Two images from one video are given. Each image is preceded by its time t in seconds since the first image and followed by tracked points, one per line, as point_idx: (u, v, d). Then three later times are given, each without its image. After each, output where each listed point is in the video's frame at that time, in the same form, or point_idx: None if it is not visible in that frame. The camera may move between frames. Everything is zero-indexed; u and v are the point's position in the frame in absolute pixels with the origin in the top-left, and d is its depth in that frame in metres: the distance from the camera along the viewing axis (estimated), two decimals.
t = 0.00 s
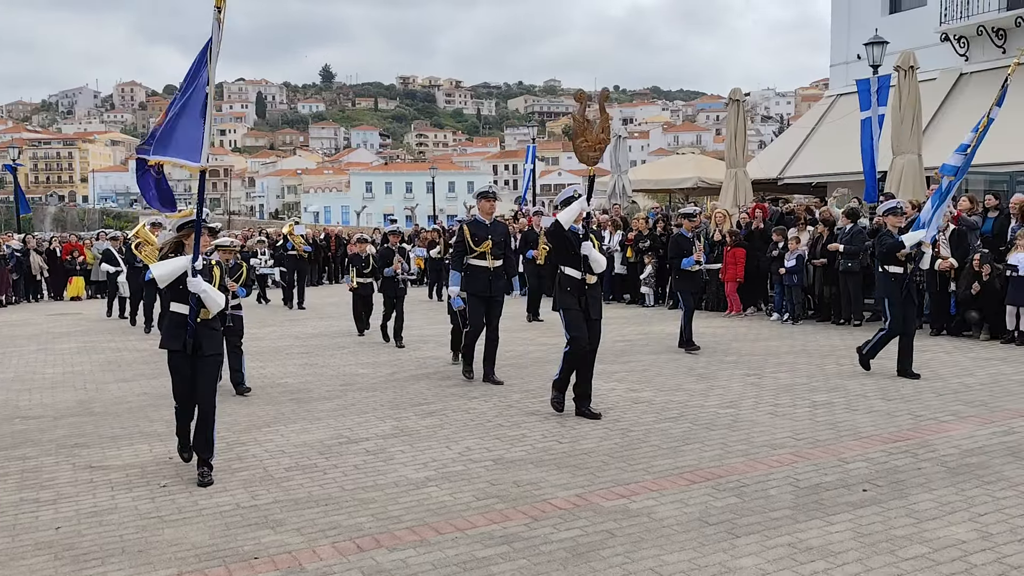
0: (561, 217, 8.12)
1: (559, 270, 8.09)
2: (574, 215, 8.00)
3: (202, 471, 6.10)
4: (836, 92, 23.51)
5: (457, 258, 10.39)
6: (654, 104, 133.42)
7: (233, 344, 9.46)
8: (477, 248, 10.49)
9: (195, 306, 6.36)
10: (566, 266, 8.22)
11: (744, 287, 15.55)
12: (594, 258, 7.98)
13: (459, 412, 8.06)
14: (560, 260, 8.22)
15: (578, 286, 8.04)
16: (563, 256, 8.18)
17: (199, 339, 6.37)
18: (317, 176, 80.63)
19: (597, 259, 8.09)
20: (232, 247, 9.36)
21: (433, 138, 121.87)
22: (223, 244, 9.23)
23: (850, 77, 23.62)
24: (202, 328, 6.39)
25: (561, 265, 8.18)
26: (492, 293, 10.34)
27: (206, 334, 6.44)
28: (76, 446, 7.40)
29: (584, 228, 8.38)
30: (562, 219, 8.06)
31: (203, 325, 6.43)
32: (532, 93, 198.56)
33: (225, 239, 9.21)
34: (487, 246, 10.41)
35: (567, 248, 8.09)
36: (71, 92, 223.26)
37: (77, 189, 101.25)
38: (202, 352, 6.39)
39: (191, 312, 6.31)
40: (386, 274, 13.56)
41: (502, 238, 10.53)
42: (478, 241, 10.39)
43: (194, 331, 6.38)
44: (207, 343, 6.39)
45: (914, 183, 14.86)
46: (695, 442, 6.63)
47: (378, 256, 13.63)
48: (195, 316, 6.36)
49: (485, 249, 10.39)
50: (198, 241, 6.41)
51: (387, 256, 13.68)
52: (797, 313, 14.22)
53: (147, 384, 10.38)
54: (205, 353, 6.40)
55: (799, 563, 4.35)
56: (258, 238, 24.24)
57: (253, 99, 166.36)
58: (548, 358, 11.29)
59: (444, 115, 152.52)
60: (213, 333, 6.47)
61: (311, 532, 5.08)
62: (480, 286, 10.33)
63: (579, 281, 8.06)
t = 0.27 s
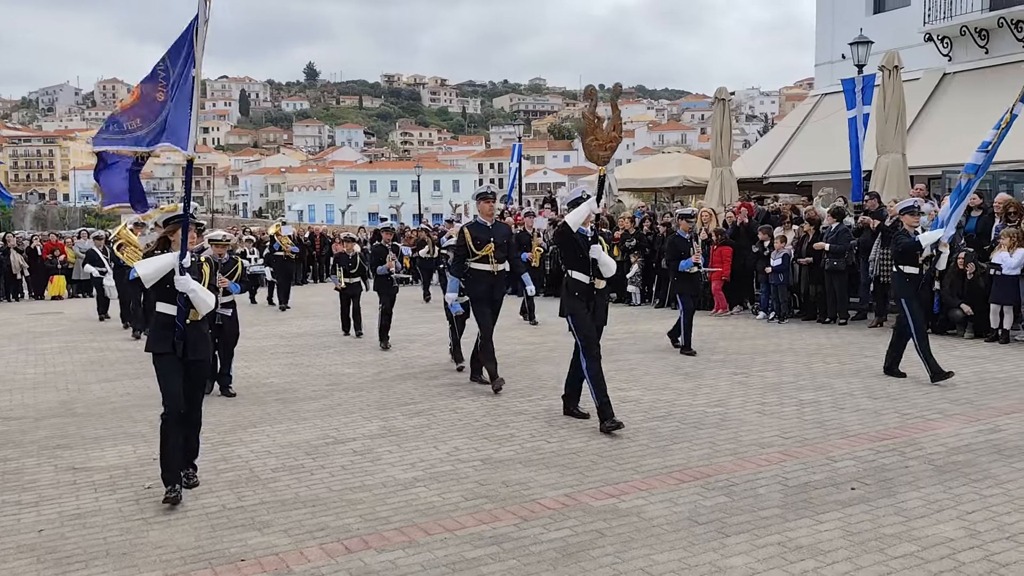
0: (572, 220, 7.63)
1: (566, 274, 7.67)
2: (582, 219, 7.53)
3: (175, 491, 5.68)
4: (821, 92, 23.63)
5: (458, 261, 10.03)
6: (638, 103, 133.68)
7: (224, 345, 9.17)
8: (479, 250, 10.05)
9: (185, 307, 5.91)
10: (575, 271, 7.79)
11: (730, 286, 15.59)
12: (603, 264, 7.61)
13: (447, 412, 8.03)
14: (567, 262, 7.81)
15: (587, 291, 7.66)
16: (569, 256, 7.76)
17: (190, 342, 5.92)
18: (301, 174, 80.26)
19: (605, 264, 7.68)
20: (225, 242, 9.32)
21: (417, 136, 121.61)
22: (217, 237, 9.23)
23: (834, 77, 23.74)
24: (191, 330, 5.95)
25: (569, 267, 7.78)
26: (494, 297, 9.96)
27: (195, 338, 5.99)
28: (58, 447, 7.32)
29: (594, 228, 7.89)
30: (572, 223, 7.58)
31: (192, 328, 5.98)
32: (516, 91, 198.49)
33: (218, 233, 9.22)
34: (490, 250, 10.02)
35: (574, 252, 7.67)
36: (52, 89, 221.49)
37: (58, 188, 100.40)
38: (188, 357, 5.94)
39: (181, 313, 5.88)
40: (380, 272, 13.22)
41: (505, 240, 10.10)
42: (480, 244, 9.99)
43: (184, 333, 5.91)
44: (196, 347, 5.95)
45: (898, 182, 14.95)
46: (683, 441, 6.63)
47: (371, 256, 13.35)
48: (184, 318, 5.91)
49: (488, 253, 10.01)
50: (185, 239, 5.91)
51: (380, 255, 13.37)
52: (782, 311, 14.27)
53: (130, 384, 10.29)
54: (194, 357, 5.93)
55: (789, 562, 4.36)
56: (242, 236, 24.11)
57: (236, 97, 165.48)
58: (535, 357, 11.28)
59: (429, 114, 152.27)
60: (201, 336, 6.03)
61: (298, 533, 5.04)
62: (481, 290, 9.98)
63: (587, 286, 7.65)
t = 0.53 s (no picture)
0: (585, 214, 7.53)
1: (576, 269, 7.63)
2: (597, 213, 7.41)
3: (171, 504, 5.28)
4: (805, 92, 23.78)
5: (464, 258, 9.68)
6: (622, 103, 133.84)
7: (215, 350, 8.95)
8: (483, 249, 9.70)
9: (172, 311, 5.80)
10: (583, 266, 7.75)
11: (716, 285, 15.67)
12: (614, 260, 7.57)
13: (435, 411, 8.02)
14: (575, 258, 7.77)
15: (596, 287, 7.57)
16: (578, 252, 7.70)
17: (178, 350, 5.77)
18: (284, 172, 79.86)
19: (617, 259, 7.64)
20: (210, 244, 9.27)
21: (402, 134, 121.27)
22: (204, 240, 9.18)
23: (818, 77, 23.89)
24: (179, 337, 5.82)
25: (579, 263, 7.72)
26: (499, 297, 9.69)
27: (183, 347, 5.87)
28: (43, 448, 7.25)
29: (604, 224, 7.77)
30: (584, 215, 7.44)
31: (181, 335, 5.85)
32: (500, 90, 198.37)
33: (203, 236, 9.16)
34: (494, 247, 9.72)
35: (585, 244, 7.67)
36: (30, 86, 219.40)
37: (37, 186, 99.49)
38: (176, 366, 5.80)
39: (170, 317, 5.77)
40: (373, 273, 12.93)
41: (509, 237, 9.83)
42: (485, 241, 9.65)
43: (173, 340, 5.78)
44: (184, 355, 5.83)
45: (881, 180, 15.04)
46: (672, 440, 6.66)
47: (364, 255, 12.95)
48: (172, 324, 5.80)
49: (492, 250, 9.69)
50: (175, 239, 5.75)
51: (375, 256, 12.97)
52: (768, 310, 14.35)
53: (114, 384, 10.21)
54: (183, 366, 5.80)
55: (780, 560, 4.38)
56: (226, 235, 23.96)
57: (218, 95, 164.48)
58: (522, 356, 11.28)
59: (412, 112, 151.95)
60: (190, 346, 5.90)
61: (288, 535, 5.01)
62: (485, 288, 9.63)
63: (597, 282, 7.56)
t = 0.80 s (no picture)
0: (602, 216, 6.97)
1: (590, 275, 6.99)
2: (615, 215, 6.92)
3: (183, 521, 4.93)
4: (788, 92, 23.93)
5: (471, 260, 8.91)
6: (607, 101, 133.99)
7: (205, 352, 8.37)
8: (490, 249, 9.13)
9: (161, 315, 5.30)
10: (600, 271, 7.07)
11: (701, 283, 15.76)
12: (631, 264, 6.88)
13: (424, 410, 8.01)
14: (589, 260, 7.11)
15: (610, 292, 6.94)
16: (591, 254, 7.06)
17: (167, 356, 5.32)
18: (267, 170, 79.39)
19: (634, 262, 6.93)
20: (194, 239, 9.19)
21: (386, 133, 120.85)
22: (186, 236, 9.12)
23: (801, 77, 24.03)
24: (170, 341, 5.35)
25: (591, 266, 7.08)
26: (506, 300, 9.10)
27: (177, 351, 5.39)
28: (28, 448, 7.19)
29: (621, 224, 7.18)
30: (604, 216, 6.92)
31: (172, 340, 5.37)
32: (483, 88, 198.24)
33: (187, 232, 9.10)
34: (503, 248, 9.12)
35: (598, 249, 6.97)
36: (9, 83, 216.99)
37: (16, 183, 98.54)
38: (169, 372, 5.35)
39: (156, 323, 5.29)
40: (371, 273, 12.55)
41: (518, 238, 9.19)
42: (493, 242, 9.05)
43: (161, 346, 5.33)
44: (175, 362, 5.34)
45: (864, 181, 15.16)
46: (661, 438, 6.70)
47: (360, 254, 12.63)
48: (161, 328, 5.31)
49: (501, 251, 9.10)
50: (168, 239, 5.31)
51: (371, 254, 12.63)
52: (753, 309, 14.46)
53: (98, 383, 10.14)
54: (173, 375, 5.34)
55: (771, 557, 4.42)
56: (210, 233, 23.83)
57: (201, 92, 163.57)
58: (509, 355, 11.30)
59: (396, 110, 151.59)
60: (185, 349, 5.42)
61: (278, 534, 4.99)
62: (493, 289, 9.06)
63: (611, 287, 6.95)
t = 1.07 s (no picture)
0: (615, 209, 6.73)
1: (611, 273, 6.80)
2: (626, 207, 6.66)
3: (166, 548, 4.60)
4: (773, 91, 24.05)
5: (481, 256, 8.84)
6: (592, 100, 134.07)
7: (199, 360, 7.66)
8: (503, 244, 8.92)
9: (159, 323, 4.92)
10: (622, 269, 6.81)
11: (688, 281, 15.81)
12: (655, 259, 6.70)
13: (413, 409, 7.98)
14: (608, 258, 6.90)
15: (633, 291, 6.74)
16: (612, 252, 6.86)
17: (164, 368, 4.93)
18: (251, 168, 78.92)
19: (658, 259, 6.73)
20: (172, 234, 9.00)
21: (371, 130, 120.42)
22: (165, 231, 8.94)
23: (786, 77, 24.14)
24: (167, 352, 4.97)
25: (611, 265, 6.86)
26: (520, 298, 8.83)
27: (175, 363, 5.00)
28: (12, 448, 7.13)
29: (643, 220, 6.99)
30: (615, 211, 6.66)
31: (170, 350, 4.98)
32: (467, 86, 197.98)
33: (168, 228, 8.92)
34: (515, 242, 8.90)
35: (616, 246, 6.82)
36: None
37: None
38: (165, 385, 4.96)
39: (153, 332, 4.91)
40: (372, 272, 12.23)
41: (532, 232, 8.96)
42: (505, 236, 8.85)
43: (158, 357, 4.94)
44: (173, 375, 4.94)
45: (849, 181, 15.23)
46: (651, 437, 6.72)
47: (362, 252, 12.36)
48: (158, 337, 4.92)
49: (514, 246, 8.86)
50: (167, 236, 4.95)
51: (372, 253, 12.34)
52: (739, 307, 14.54)
53: (82, 382, 10.05)
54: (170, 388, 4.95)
55: (762, 554, 4.45)
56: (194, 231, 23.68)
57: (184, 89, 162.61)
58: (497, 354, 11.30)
59: (380, 107, 151.18)
60: (183, 361, 5.02)
61: (267, 534, 4.97)
62: (506, 286, 8.81)
63: (635, 284, 6.76)
